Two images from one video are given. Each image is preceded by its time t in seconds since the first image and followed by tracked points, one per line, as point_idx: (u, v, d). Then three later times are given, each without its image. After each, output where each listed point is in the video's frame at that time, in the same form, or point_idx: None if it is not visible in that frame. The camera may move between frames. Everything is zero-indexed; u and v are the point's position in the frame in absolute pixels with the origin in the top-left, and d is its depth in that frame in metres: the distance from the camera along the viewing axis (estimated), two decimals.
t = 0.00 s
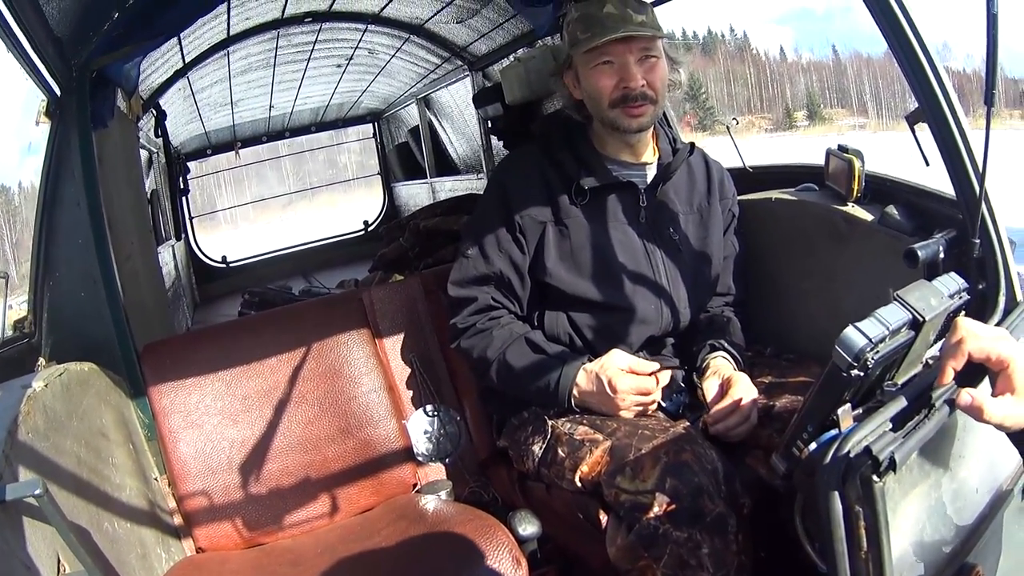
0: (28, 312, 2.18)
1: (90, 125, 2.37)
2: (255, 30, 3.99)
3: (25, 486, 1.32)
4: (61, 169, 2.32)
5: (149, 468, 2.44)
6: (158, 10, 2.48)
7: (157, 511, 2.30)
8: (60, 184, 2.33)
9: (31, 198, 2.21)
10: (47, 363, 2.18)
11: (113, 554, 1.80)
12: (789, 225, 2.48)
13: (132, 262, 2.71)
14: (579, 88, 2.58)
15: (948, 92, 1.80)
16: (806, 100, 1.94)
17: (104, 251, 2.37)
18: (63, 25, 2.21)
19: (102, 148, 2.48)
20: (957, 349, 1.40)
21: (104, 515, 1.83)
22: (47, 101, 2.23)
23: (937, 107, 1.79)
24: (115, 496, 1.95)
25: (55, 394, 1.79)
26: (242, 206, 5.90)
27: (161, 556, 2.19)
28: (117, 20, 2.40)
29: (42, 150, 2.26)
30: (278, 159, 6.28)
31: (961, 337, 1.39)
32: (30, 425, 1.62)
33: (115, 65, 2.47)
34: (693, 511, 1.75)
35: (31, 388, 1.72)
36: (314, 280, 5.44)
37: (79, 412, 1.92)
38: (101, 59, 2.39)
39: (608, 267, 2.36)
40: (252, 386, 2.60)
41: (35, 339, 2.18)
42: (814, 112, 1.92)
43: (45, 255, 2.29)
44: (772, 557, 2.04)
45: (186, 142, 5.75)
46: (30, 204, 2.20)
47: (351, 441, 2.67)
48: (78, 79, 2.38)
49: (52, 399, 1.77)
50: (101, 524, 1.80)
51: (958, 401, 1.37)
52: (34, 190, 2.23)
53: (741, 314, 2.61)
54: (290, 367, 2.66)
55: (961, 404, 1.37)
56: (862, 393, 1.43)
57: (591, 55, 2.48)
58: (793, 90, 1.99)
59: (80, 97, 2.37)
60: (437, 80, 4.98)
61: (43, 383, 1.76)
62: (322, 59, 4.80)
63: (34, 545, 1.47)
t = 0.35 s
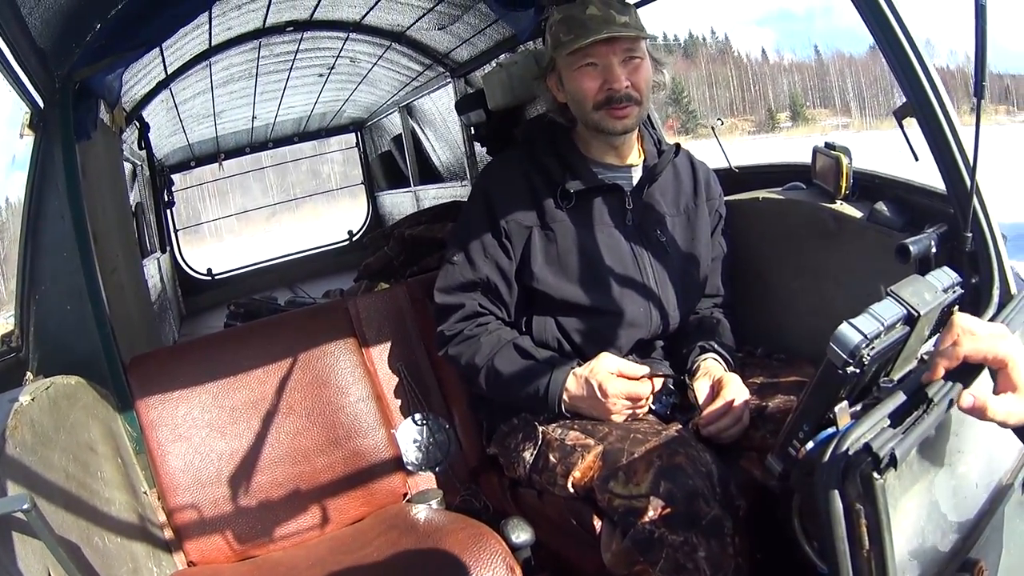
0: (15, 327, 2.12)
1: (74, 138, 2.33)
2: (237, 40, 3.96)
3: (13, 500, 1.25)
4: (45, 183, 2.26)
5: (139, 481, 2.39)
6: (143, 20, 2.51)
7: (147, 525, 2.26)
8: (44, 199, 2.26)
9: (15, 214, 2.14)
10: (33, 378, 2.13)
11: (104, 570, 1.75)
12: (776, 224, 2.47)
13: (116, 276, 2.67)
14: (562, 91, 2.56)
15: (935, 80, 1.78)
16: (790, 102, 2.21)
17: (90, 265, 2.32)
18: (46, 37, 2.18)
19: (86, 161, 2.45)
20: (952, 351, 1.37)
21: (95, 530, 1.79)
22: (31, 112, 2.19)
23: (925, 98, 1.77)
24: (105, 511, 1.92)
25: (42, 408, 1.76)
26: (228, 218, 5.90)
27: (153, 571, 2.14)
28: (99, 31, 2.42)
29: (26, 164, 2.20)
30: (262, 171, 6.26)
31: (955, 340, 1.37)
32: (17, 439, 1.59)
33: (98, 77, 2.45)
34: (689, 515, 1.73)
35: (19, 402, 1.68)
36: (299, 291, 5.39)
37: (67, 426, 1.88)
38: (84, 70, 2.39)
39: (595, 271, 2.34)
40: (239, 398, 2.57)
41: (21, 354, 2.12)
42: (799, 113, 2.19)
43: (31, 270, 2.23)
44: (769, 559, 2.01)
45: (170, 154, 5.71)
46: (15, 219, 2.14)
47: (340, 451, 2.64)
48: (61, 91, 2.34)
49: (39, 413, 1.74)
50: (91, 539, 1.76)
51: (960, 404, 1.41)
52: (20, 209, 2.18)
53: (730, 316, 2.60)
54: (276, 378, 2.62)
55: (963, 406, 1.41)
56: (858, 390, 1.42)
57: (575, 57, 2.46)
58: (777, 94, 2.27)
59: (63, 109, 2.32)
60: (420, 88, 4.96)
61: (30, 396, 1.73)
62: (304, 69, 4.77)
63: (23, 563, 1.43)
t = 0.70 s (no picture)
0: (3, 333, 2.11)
1: (66, 142, 2.30)
2: (225, 44, 3.94)
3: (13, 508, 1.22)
4: (36, 185, 2.24)
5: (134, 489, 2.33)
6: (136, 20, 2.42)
7: (143, 534, 2.23)
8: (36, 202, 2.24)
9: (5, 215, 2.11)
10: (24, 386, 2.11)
11: None
12: (769, 222, 2.50)
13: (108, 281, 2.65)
14: (556, 91, 2.58)
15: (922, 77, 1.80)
16: (773, 103, 2.27)
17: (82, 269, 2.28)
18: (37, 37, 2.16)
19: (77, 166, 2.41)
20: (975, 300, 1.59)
21: (91, 538, 1.77)
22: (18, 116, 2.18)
23: (914, 96, 1.79)
24: (101, 519, 1.90)
25: (36, 414, 1.74)
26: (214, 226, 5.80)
27: None
28: (91, 32, 2.36)
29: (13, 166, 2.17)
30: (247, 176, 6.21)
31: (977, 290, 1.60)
32: (11, 446, 1.57)
33: (89, 79, 2.43)
34: (692, 509, 1.75)
35: (13, 408, 1.66)
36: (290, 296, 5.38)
37: (61, 433, 1.86)
38: (76, 71, 2.36)
39: (591, 269, 2.35)
40: (234, 402, 2.56)
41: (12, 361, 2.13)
42: (782, 114, 2.26)
43: (20, 273, 2.22)
44: (768, 552, 2.05)
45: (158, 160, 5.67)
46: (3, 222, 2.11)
47: (337, 454, 2.63)
48: (51, 94, 2.32)
49: (34, 419, 1.72)
50: (88, 547, 1.73)
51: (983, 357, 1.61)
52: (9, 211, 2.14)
53: (724, 313, 2.62)
54: (272, 382, 2.61)
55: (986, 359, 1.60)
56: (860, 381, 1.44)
57: (569, 57, 2.48)
58: (760, 96, 2.31)
59: (54, 111, 2.31)
60: (408, 91, 4.96)
61: (24, 402, 1.71)
62: (292, 73, 4.75)
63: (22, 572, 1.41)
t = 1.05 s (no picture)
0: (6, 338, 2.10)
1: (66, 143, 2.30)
2: (224, 48, 3.95)
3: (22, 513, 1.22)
4: (38, 187, 2.23)
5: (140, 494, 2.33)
6: (134, 22, 2.45)
7: (150, 539, 2.23)
8: (36, 202, 2.23)
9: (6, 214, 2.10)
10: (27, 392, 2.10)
11: None
12: (774, 219, 2.52)
13: (111, 286, 2.65)
14: (562, 90, 2.60)
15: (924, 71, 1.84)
16: (766, 103, 2.29)
17: (84, 271, 2.25)
18: (40, 38, 2.18)
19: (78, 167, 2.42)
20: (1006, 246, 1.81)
21: (99, 543, 1.76)
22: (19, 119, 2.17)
23: (918, 92, 1.83)
24: (108, 525, 1.89)
25: (42, 419, 1.73)
26: (210, 232, 5.91)
27: None
28: (91, 34, 2.40)
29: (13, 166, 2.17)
30: (243, 182, 6.24)
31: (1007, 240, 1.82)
32: (17, 451, 1.55)
33: (90, 81, 2.44)
34: (705, 504, 1.77)
35: (18, 413, 1.65)
36: (290, 300, 5.38)
37: (67, 438, 1.85)
38: (76, 74, 2.36)
39: (599, 268, 2.37)
40: (241, 406, 2.56)
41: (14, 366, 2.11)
42: (775, 115, 2.27)
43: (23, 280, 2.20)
44: (778, 547, 2.07)
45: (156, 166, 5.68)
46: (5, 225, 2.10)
47: (345, 457, 2.64)
48: (53, 97, 2.32)
49: (39, 424, 1.70)
50: (97, 554, 1.72)
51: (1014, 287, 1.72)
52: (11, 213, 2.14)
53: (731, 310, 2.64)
54: (279, 385, 2.62)
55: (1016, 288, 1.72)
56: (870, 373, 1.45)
57: (576, 57, 2.51)
58: (752, 96, 2.34)
59: (55, 112, 2.31)
60: (407, 94, 4.98)
61: (30, 407, 1.69)
62: (290, 76, 4.76)
63: None
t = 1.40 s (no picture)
0: None
1: (56, 143, 2.24)
2: (216, 46, 3.90)
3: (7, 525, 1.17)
4: (26, 188, 2.18)
5: (129, 501, 2.27)
6: (126, 19, 2.39)
7: (139, 546, 2.16)
8: (25, 204, 2.16)
9: None
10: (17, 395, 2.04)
11: None
12: (773, 220, 2.49)
13: (99, 288, 2.58)
14: (558, 88, 2.56)
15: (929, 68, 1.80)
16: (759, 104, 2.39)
17: (73, 277, 2.22)
18: (31, 35, 2.12)
19: (68, 170, 2.33)
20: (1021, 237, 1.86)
21: (89, 555, 1.68)
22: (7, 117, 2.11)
23: (925, 91, 1.80)
24: (97, 534, 1.81)
25: (29, 426, 1.65)
26: (199, 233, 5.77)
27: None
28: (83, 32, 2.31)
29: None
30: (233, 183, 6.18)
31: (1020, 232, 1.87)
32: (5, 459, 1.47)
33: (80, 80, 2.37)
34: (707, 512, 1.72)
35: (6, 419, 1.57)
36: (281, 303, 5.32)
37: (54, 445, 1.77)
38: (68, 72, 2.28)
39: (595, 271, 2.32)
40: (231, 411, 2.50)
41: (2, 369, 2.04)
42: (767, 116, 2.46)
43: (9, 283, 2.13)
44: (779, 554, 2.03)
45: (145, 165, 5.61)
46: None
47: (337, 463, 2.58)
48: (43, 94, 2.25)
49: (26, 430, 1.63)
50: (86, 566, 1.64)
51: None
52: None
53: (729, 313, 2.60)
54: (269, 389, 2.56)
55: None
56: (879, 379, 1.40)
57: (573, 55, 2.46)
58: (746, 97, 2.51)
59: (45, 113, 2.25)
60: (399, 94, 4.93)
61: (16, 413, 1.62)
62: (282, 76, 4.70)
63: None
